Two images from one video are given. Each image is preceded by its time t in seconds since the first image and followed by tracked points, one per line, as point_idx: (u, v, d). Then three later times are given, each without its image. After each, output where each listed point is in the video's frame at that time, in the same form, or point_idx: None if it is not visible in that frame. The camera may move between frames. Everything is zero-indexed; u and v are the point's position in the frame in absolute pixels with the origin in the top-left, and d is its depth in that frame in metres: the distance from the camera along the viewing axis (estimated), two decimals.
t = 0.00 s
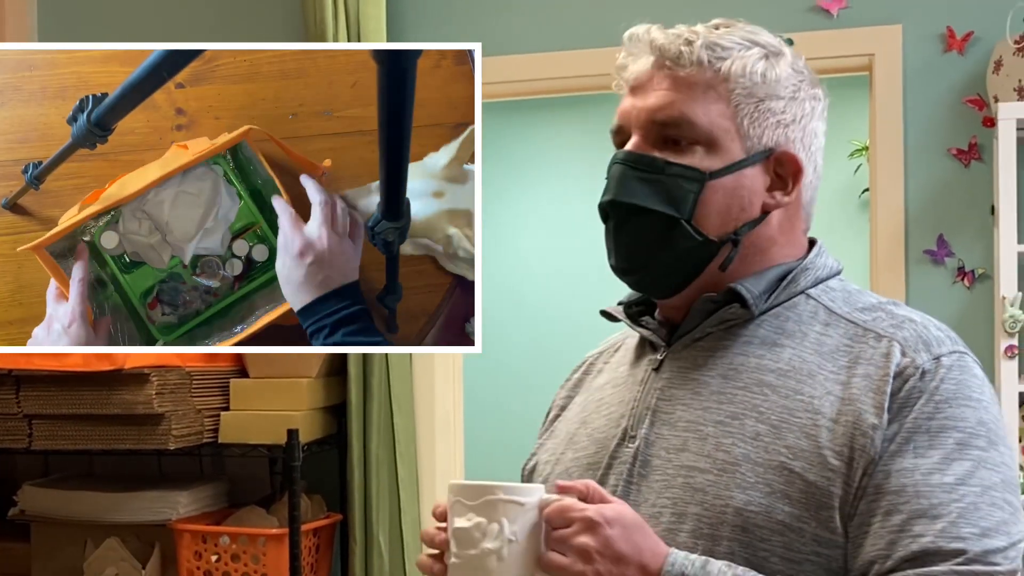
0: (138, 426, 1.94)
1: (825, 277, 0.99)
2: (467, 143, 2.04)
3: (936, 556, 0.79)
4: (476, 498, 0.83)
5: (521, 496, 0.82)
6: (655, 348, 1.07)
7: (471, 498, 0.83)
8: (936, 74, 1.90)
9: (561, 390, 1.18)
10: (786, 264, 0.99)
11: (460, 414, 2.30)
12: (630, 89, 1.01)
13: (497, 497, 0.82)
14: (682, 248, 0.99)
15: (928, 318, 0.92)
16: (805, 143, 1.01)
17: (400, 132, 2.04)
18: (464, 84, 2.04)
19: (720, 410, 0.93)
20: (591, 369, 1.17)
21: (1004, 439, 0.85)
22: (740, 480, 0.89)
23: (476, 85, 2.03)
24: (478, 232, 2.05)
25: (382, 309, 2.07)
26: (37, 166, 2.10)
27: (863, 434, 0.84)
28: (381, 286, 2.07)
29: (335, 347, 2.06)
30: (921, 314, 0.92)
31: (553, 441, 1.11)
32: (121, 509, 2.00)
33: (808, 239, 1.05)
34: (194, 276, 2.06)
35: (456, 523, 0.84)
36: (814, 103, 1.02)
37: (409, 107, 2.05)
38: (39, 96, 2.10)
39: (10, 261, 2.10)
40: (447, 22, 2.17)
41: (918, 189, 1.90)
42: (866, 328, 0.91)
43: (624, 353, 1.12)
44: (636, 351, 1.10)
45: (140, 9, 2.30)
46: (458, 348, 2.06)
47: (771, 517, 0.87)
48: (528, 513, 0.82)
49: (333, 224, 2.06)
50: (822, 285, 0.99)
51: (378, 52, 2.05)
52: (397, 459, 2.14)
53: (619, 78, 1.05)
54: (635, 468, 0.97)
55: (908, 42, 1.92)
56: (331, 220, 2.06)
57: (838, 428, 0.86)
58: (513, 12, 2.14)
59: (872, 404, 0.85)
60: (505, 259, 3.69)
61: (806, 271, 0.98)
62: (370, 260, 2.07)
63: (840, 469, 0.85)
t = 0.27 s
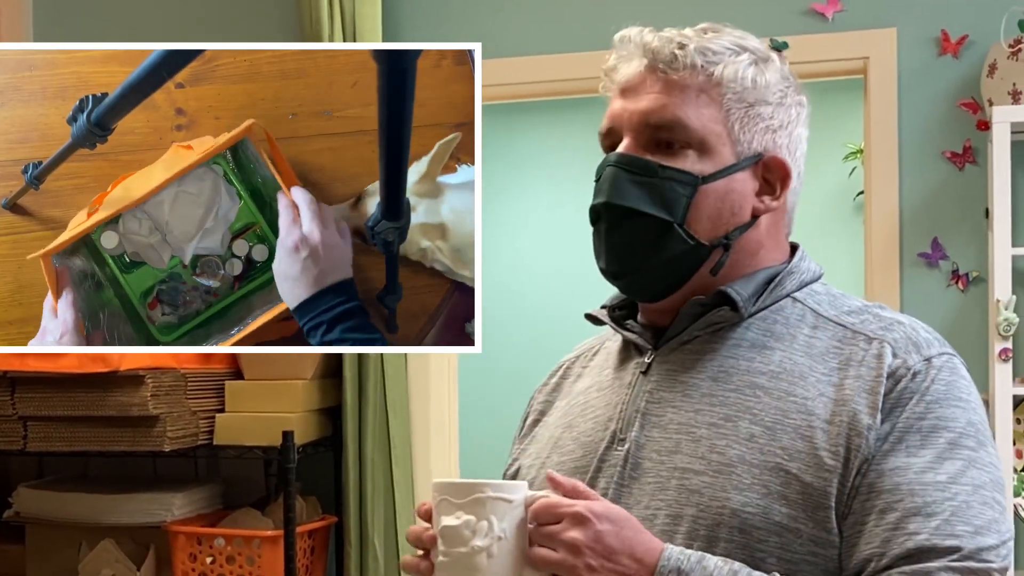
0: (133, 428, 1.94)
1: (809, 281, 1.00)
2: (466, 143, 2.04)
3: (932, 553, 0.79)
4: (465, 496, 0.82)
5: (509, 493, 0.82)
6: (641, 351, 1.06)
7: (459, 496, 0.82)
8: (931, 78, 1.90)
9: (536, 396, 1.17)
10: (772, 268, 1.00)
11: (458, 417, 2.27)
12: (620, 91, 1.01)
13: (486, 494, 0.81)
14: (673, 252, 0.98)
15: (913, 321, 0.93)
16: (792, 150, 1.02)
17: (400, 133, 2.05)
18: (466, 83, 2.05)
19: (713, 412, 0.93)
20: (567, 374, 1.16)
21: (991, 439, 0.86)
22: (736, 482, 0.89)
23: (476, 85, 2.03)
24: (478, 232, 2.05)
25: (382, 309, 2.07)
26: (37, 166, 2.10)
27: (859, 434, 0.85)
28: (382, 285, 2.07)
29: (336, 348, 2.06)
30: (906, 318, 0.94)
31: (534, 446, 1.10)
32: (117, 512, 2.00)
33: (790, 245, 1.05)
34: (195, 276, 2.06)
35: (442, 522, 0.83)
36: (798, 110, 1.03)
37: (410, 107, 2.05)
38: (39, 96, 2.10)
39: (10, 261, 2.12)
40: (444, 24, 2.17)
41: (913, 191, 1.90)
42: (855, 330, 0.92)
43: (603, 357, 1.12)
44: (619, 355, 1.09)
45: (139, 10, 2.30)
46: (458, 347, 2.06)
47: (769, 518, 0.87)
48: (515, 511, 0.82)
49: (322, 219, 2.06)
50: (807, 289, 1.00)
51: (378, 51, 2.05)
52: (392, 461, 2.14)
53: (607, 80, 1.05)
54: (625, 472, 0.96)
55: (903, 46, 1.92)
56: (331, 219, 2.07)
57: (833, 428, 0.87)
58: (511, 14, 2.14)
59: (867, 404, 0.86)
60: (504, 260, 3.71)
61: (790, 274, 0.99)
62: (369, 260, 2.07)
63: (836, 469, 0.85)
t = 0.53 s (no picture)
0: (129, 430, 1.95)
1: (784, 283, 1.02)
2: (466, 144, 2.04)
3: (936, 547, 0.79)
4: (453, 466, 0.81)
5: (499, 466, 0.80)
6: (621, 356, 1.05)
7: (449, 466, 0.81)
8: (926, 82, 1.91)
9: (504, 404, 1.16)
10: (750, 269, 1.01)
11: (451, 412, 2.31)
12: (613, 90, 0.98)
13: (476, 465, 0.80)
14: (685, 250, 0.97)
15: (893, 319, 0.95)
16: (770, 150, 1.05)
17: (400, 134, 2.06)
18: (466, 83, 2.05)
19: (704, 413, 0.93)
20: (533, 380, 1.16)
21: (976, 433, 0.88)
22: (735, 481, 0.89)
23: (476, 85, 2.04)
24: (478, 232, 2.05)
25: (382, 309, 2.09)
26: (37, 166, 2.12)
27: (854, 432, 0.86)
28: (382, 285, 2.08)
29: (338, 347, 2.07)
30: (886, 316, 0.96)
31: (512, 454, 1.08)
32: (113, 515, 2.00)
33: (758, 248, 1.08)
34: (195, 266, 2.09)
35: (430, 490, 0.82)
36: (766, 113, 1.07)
37: (410, 108, 2.06)
38: (39, 96, 2.11)
39: (10, 261, 2.13)
40: (441, 27, 2.18)
41: (908, 194, 1.91)
42: (838, 330, 0.93)
43: (571, 363, 1.12)
44: (593, 359, 1.09)
45: (136, 11, 2.31)
46: (459, 347, 2.08)
47: (769, 516, 0.88)
48: (504, 485, 0.81)
49: (284, 174, 2.07)
50: (783, 290, 1.01)
51: (378, 52, 2.06)
52: (388, 464, 2.14)
53: (590, 79, 1.03)
54: (617, 475, 0.96)
55: (898, 50, 1.93)
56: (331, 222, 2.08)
57: (828, 426, 0.88)
58: (508, 17, 2.14)
59: (860, 402, 0.87)
60: (501, 261, 3.71)
61: (767, 275, 1.01)
62: (369, 260, 2.08)
63: (833, 467, 0.86)
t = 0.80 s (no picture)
0: (124, 433, 1.95)
1: (758, 287, 1.05)
2: (466, 145, 2.04)
3: (956, 545, 0.82)
4: (495, 441, 0.78)
5: (539, 446, 0.79)
6: (605, 364, 1.03)
7: (489, 442, 0.79)
8: (921, 86, 1.91)
9: (463, 415, 1.11)
10: (729, 275, 1.03)
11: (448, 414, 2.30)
12: (593, 96, 0.98)
13: (516, 443, 0.78)
14: (674, 258, 0.97)
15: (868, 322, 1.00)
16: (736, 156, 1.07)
17: (400, 135, 2.05)
18: (466, 83, 2.05)
19: (705, 417, 0.93)
20: (494, 389, 1.12)
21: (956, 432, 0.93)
22: (745, 484, 0.90)
23: (476, 85, 2.04)
24: (478, 233, 2.05)
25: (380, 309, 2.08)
26: (37, 166, 2.12)
27: (863, 433, 0.88)
28: (382, 285, 2.07)
29: (339, 347, 2.06)
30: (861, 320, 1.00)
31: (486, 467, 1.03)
32: (108, 518, 2.01)
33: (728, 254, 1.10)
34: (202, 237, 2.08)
35: (468, 465, 0.80)
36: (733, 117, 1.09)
37: (410, 108, 2.06)
38: (39, 96, 2.11)
39: (9, 260, 2.13)
40: (437, 29, 2.18)
41: (903, 197, 1.91)
42: (825, 332, 0.96)
43: (541, 369, 1.10)
44: (571, 364, 1.06)
45: (132, 13, 2.31)
46: (459, 348, 2.07)
47: (782, 517, 0.89)
48: (542, 465, 0.80)
49: (289, 111, 2.07)
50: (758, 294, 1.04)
51: (377, 52, 2.06)
52: (383, 467, 2.14)
53: (565, 85, 1.02)
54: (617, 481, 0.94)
55: (892, 53, 1.93)
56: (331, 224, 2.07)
57: (833, 428, 0.90)
58: (505, 19, 2.14)
59: (863, 403, 0.90)
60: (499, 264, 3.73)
61: (744, 280, 1.03)
62: (369, 260, 2.07)
63: (842, 468, 0.88)
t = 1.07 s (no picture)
0: (119, 435, 1.95)
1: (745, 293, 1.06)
2: (466, 144, 2.04)
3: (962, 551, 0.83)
4: (520, 458, 0.81)
5: (560, 459, 0.82)
6: (597, 371, 1.02)
7: (512, 459, 0.81)
8: (916, 88, 1.92)
9: (443, 424, 1.10)
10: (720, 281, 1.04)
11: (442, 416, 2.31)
12: (588, 99, 0.97)
13: (540, 458, 0.81)
14: (670, 265, 0.98)
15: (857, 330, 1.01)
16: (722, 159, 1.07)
17: (400, 135, 2.05)
18: (465, 83, 2.05)
19: (704, 426, 0.94)
20: (472, 396, 1.11)
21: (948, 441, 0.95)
22: (748, 495, 0.90)
23: (475, 86, 2.04)
24: (477, 233, 2.05)
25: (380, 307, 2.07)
26: (37, 166, 2.10)
27: (865, 444, 0.90)
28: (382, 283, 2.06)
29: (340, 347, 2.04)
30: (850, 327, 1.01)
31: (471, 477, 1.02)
32: (103, 520, 2.00)
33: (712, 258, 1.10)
34: (218, 203, 2.07)
35: (494, 484, 0.82)
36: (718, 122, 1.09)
37: (409, 107, 2.05)
38: (39, 96, 2.09)
39: (10, 260, 2.11)
40: (434, 31, 2.18)
41: (897, 200, 1.91)
42: (818, 340, 0.97)
43: (524, 376, 1.09)
44: (557, 369, 1.06)
45: (128, 15, 2.31)
46: (459, 348, 2.07)
47: (787, 527, 0.89)
48: (563, 478, 0.82)
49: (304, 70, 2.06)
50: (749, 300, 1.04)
51: (377, 52, 2.06)
52: (379, 467, 2.14)
53: (556, 85, 1.00)
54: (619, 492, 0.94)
55: (886, 56, 1.93)
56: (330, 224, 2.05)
57: (834, 437, 0.91)
58: (502, 21, 2.14)
59: (863, 413, 0.91)
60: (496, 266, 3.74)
61: (734, 287, 1.03)
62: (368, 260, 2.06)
63: (844, 477, 0.89)
